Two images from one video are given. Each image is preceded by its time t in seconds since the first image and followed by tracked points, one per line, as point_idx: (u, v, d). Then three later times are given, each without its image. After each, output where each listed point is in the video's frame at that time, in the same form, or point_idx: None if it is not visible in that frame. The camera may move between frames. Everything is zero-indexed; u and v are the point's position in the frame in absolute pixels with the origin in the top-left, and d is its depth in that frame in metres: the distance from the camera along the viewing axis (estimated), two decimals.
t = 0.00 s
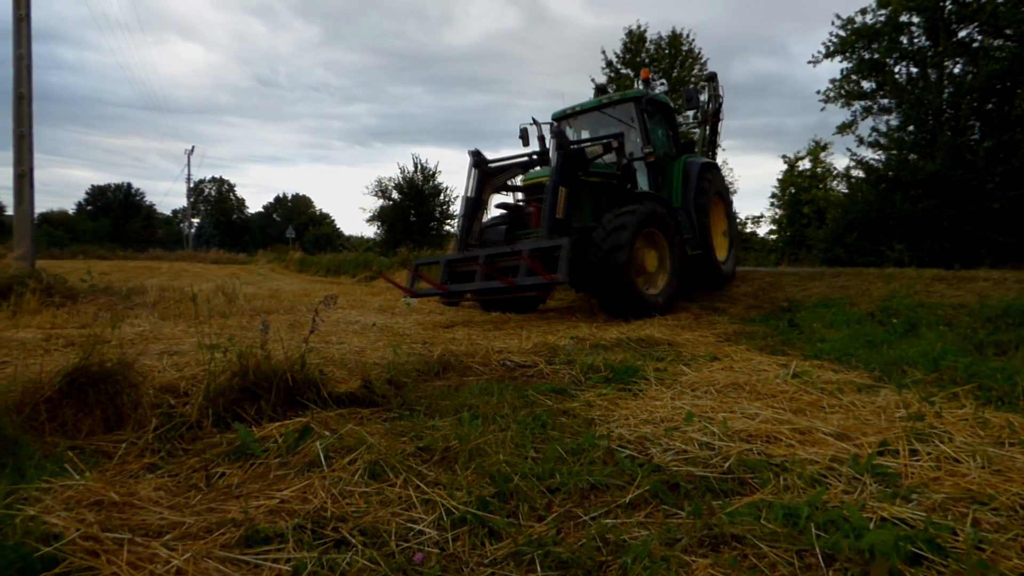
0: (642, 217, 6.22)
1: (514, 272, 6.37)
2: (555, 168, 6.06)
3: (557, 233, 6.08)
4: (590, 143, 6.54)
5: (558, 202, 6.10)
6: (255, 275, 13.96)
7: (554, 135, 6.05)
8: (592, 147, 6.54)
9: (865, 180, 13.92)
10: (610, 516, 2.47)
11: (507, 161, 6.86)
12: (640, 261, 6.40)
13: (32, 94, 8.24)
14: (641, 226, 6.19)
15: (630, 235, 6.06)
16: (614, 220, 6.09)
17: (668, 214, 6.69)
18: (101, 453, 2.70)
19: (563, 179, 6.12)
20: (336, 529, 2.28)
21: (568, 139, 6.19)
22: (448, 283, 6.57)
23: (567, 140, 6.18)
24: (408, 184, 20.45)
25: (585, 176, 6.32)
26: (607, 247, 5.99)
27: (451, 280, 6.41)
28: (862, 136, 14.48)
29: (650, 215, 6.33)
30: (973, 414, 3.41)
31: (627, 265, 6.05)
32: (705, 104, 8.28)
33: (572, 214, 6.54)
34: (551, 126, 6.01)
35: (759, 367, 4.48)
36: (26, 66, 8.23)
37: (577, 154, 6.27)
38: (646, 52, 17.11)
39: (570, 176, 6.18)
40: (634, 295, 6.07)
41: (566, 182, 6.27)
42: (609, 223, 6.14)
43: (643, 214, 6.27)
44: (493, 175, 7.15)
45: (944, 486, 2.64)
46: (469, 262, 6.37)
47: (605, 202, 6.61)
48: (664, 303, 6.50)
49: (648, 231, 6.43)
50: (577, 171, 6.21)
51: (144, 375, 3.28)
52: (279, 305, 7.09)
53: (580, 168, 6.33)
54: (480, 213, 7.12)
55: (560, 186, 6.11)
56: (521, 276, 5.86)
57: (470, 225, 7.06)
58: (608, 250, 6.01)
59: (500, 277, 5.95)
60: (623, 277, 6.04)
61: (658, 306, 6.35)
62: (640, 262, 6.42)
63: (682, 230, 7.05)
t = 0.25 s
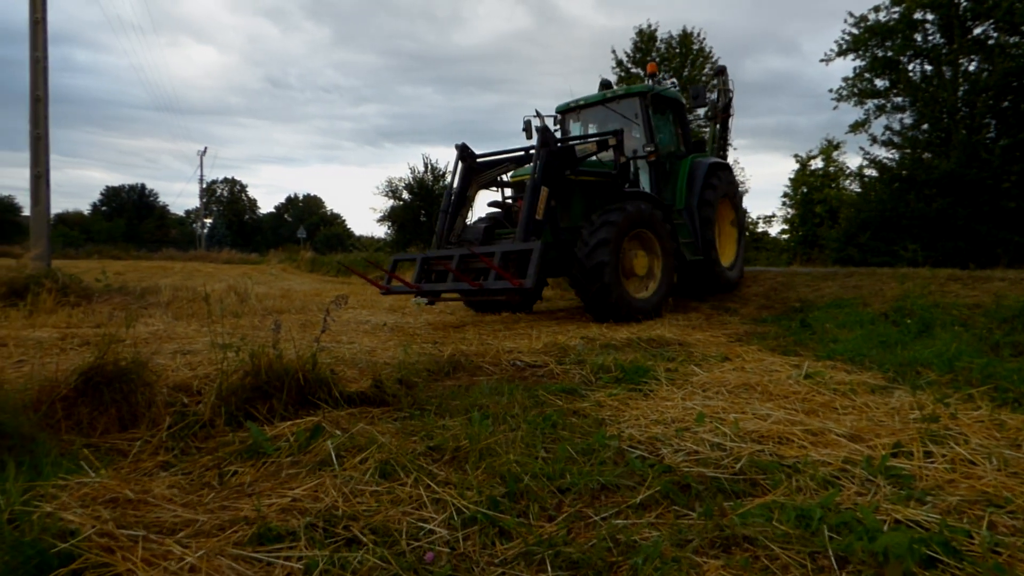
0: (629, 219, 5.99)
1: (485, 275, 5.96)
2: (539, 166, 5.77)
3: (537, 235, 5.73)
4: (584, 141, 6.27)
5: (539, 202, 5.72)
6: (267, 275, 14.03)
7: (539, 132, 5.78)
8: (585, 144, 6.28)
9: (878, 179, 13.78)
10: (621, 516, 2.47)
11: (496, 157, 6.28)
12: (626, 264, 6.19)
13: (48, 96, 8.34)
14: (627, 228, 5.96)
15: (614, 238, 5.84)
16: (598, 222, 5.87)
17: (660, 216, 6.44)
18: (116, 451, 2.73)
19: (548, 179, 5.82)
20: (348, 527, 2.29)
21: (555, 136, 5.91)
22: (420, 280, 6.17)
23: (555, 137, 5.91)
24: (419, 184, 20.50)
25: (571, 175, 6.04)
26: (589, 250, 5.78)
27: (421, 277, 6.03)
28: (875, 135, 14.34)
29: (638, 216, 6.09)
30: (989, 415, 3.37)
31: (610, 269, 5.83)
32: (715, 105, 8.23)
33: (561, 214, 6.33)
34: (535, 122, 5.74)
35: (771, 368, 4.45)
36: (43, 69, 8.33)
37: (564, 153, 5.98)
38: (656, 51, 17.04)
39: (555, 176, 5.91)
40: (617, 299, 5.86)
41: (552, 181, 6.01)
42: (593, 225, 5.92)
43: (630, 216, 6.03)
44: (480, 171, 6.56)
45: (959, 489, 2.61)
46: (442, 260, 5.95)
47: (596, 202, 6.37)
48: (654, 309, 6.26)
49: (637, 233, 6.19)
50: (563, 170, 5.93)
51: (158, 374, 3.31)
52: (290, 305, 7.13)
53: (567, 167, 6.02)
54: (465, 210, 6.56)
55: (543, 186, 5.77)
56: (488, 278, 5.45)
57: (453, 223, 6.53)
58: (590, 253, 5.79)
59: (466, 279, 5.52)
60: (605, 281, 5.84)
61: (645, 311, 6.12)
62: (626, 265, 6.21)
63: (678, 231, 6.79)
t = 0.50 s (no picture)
0: (616, 219, 5.82)
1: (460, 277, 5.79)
2: (521, 164, 5.61)
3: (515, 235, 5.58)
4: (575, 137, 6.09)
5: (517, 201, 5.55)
6: (279, 275, 14.11)
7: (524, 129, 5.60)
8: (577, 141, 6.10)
9: (893, 178, 13.61)
10: (633, 516, 2.46)
11: (483, 152, 6.15)
12: (615, 265, 6.03)
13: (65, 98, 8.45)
14: (615, 229, 5.79)
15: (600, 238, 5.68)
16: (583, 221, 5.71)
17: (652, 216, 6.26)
18: (132, 448, 2.76)
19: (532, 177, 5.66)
20: (360, 526, 2.30)
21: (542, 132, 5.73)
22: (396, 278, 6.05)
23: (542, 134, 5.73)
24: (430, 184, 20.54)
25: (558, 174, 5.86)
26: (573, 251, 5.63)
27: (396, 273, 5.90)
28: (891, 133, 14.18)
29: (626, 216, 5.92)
30: (1007, 417, 3.33)
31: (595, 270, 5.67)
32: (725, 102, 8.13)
33: (550, 213, 6.19)
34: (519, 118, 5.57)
35: (785, 368, 4.41)
36: (60, 71, 8.44)
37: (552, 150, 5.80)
38: (668, 50, 16.97)
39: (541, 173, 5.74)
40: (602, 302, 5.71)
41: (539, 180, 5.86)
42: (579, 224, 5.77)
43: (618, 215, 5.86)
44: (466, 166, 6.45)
45: (977, 491, 2.58)
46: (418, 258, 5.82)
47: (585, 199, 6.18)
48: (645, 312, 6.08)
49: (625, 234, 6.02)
50: (550, 168, 5.76)
51: (173, 372, 3.34)
52: (302, 305, 7.16)
53: (552, 163, 5.79)
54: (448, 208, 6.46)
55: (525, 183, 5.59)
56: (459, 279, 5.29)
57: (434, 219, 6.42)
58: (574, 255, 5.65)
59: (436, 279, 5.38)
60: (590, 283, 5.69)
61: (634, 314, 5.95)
62: (615, 267, 6.05)
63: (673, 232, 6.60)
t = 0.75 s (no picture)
0: (598, 218, 5.65)
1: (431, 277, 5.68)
2: (494, 161, 5.45)
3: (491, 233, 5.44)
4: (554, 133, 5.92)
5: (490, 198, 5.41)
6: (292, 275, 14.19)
7: (497, 124, 5.45)
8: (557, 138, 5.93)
9: (909, 176, 13.47)
10: (645, 517, 2.45)
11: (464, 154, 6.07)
12: (598, 265, 5.90)
13: (82, 101, 8.55)
14: (596, 227, 5.62)
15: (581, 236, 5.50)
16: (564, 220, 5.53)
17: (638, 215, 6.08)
18: (147, 446, 2.79)
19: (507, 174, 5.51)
20: (373, 525, 2.31)
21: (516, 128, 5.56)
22: (369, 282, 5.97)
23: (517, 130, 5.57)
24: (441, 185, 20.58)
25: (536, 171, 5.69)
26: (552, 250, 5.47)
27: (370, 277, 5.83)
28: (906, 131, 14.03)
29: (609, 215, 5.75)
30: None
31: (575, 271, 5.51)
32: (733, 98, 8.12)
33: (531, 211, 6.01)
34: (493, 113, 5.43)
35: (798, 369, 4.38)
36: (77, 75, 8.55)
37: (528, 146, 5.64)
38: (680, 49, 16.89)
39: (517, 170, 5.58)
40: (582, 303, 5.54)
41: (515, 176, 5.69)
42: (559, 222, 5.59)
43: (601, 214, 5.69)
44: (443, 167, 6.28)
45: (995, 493, 2.55)
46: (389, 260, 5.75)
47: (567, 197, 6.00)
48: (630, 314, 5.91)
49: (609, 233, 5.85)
50: (526, 164, 5.59)
51: (188, 372, 3.37)
52: (314, 305, 7.21)
53: (530, 159, 5.64)
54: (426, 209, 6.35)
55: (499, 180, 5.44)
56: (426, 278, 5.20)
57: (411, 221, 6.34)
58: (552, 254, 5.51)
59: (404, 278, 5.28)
60: (571, 282, 5.53)
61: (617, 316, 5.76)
62: (598, 267, 5.89)
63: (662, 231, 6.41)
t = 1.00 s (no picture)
0: (577, 214, 5.49)
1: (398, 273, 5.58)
2: (465, 154, 5.32)
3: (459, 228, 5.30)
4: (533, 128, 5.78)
5: (459, 191, 5.27)
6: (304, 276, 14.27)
7: (468, 116, 5.31)
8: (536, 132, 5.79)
9: (924, 175, 13.20)
10: (657, 518, 2.45)
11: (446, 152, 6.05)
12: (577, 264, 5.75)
13: (99, 103, 8.66)
14: (573, 225, 5.46)
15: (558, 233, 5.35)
16: (541, 215, 5.37)
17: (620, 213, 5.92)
18: (163, 444, 2.81)
19: (478, 167, 5.36)
20: (386, 524, 2.32)
21: (488, 121, 5.43)
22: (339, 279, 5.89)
23: (490, 123, 5.44)
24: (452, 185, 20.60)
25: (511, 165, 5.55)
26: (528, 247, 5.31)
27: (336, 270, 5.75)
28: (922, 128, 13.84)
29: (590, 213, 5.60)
30: None
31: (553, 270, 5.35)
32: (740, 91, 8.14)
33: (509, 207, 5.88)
34: (464, 105, 5.30)
35: (812, 369, 4.34)
36: (94, 77, 8.65)
37: (502, 139, 5.51)
38: (692, 48, 16.79)
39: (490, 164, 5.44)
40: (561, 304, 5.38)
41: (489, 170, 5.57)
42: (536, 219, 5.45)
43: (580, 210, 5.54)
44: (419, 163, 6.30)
45: (1014, 496, 2.51)
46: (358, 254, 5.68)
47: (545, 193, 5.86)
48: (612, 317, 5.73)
49: (589, 231, 5.71)
50: (498, 158, 5.46)
51: (203, 371, 3.41)
52: (327, 305, 7.25)
53: (504, 153, 5.51)
54: (400, 205, 6.35)
55: (468, 173, 5.30)
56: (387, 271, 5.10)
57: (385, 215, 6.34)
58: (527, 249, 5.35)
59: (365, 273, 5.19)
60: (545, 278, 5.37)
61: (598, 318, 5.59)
62: (576, 267, 5.74)
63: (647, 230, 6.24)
